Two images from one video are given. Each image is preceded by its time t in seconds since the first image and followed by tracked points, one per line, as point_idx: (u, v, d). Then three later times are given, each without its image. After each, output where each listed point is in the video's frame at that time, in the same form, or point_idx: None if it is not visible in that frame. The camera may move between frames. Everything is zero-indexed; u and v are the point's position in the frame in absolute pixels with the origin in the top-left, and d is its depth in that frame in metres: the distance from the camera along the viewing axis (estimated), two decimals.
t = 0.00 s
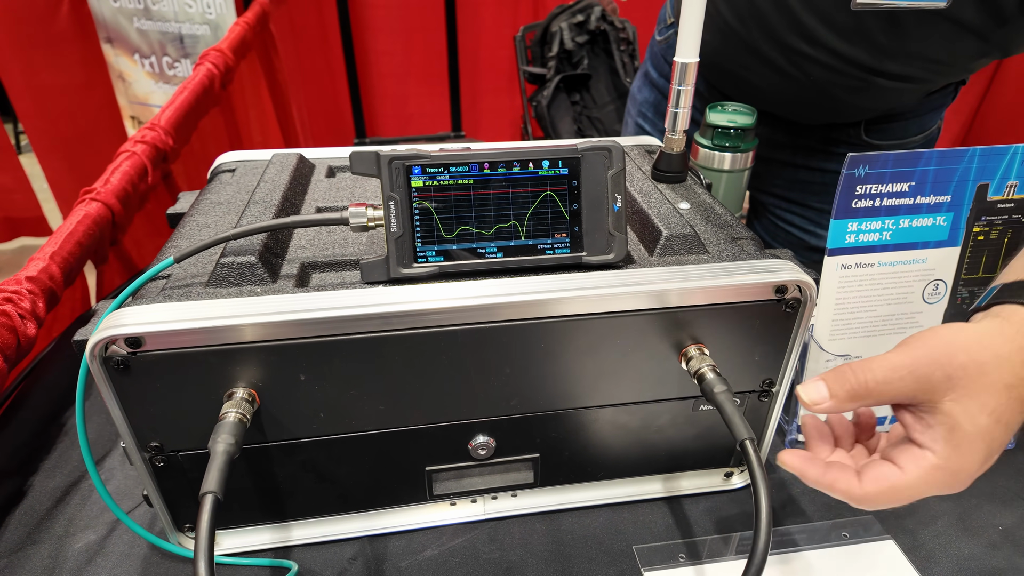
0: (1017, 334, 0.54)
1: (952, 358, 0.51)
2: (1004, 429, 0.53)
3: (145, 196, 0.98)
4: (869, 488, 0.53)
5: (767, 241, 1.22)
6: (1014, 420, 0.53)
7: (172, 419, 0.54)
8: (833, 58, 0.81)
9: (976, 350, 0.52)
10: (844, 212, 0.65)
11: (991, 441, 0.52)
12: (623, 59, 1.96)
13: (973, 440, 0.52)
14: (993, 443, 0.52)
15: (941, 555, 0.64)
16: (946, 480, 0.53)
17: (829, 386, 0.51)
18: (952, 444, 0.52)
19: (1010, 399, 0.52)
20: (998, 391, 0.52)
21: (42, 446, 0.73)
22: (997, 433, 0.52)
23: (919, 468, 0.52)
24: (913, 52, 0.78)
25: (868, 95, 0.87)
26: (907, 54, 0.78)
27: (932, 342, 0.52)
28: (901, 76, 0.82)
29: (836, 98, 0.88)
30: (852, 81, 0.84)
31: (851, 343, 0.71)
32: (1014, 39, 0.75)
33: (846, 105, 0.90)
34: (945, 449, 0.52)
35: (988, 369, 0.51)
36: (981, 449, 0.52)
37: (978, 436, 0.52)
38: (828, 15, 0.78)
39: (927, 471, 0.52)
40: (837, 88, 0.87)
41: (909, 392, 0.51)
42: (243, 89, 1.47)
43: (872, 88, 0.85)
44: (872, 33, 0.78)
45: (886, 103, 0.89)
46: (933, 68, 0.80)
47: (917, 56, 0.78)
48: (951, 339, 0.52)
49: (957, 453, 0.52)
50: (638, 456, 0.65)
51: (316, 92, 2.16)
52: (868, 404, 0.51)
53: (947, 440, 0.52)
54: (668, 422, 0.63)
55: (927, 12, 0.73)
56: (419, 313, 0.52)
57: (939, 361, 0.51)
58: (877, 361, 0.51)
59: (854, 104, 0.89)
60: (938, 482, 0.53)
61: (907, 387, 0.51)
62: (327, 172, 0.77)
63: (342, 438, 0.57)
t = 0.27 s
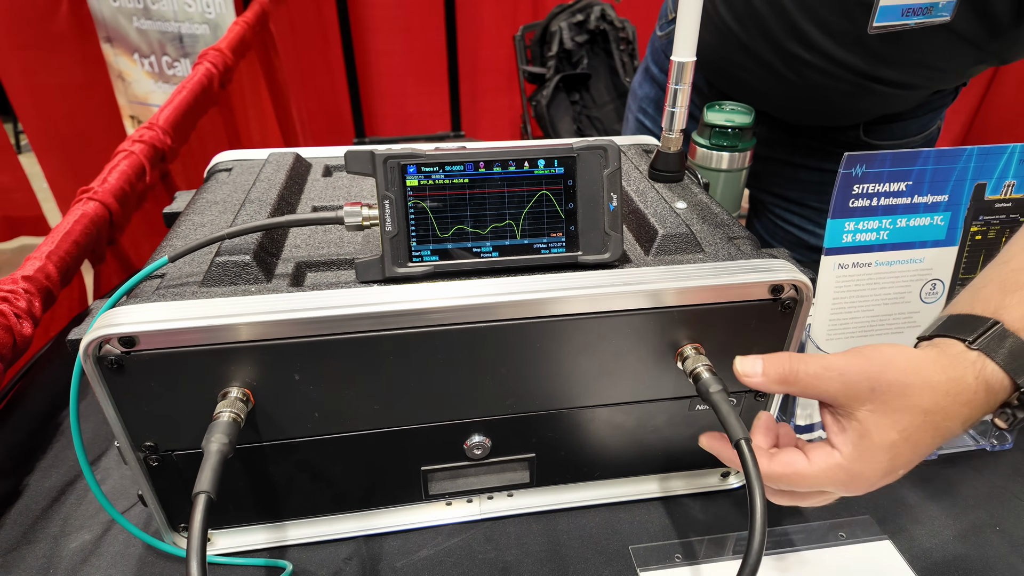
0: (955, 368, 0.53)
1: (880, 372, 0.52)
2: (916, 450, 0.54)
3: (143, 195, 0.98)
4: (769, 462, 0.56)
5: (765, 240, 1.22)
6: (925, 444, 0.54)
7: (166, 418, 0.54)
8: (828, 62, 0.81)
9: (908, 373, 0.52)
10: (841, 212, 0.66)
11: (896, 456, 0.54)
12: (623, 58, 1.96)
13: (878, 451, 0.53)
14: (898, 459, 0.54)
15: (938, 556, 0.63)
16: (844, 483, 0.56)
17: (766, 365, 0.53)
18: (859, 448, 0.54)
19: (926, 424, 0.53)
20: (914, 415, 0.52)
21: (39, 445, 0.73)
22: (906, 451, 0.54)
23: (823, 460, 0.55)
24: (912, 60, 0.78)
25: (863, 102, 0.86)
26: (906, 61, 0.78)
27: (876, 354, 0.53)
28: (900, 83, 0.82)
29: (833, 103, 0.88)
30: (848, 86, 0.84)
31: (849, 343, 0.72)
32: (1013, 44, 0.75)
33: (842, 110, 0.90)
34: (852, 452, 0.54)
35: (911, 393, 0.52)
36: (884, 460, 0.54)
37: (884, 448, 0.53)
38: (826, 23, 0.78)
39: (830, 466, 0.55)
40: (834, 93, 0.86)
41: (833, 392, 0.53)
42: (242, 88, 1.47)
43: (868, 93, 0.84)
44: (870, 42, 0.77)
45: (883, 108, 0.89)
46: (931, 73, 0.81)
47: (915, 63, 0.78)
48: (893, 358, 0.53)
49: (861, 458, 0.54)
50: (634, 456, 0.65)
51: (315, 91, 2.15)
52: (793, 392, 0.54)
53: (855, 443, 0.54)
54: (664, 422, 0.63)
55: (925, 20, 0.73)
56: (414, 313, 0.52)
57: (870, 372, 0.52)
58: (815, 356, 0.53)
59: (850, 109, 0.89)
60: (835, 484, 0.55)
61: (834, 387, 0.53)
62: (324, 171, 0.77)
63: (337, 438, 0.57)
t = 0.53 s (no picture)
0: (908, 373, 0.55)
1: (829, 365, 0.53)
2: (853, 443, 0.55)
3: (139, 193, 0.97)
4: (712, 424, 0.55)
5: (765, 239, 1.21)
6: (860, 439, 0.55)
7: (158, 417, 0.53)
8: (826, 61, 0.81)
9: (856, 369, 0.54)
10: (839, 209, 0.65)
11: (832, 446, 0.55)
12: (622, 58, 1.95)
13: (816, 438, 0.54)
14: (835, 448, 0.55)
15: (937, 556, 0.63)
16: (779, 463, 0.56)
17: (721, 348, 0.55)
18: (799, 432, 0.54)
19: (865, 420, 0.54)
20: (855, 409, 0.54)
21: (32, 444, 0.73)
22: (843, 442, 0.55)
23: (765, 437, 0.55)
24: (910, 60, 0.78)
25: (860, 101, 0.86)
26: (904, 61, 0.78)
27: (828, 348, 0.55)
28: (899, 83, 0.82)
29: (831, 102, 0.88)
30: (846, 86, 0.83)
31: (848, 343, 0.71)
32: (1012, 43, 0.74)
33: (840, 110, 0.89)
34: (792, 435, 0.55)
35: (855, 387, 0.53)
36: (821, 448, 0.55)
37: (822, 437, 0.54)
38: (821, 24, 0.78)
39: (768, 444, 0.55)
40: (832, 93, 0.86)
41: (781, 377, 0.54)
42: (240, 87, 1.46)
43: (864, 93, 0.84)
44: (866, 43, 0.77)
45: (883, 108, 0.88)
46: (931, 72, 0.80)
47: (913, 63, 0.78)
48: (845, 354, 0.54)
49: (800, 442, 0.54)
50: (630, 456, 0.64)
51: (314, 90, 2.15)
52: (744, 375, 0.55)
53: (796, 426, 0.55)
54: (660, 421, 0.62)
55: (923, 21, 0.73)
56: (408, 311, 0.51)
57: (818, 363, 0.53)
58: (767, 343, 0.55)
59: (849, 109, 0.88)
60: (770, 461, 0.56)
61: (783, 373, 0.54)
62: (319, 169, 0.77)
63: (330, 437, 0.57)
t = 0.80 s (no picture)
0: (895, 362, 0.56)
1: (815, 354, 0.54)
2: (845, 434, 0.54)
3: (136, 192, 0.97)
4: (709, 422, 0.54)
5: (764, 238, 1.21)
6: (853, 429, 0.54)
7: (152, 417, 0.53)
8: (826, 59, 0.81)
9: (841, 357, 0.54)
10: (838, 208, 0.65)
11: (826, 436, 0.54)
12: (622, 57, 1.95)
13: (811, 428, 0.53)
14: (828, 439, 0.54)
15: (936, 557, 0.62)
16: (773, 456, 0.54)
17: (713, 348, 0.55)
18: (792, 420, 0.53)
19: (857, 407, 0.54)
20: (846, 396, 0.53)
21: (27, 444, 0.72)
22: (837, 433, 0.54)
23: (758, 429, 0.54)
24: (909, 57, 0.77)
25: (860, 100, 0.85)
26: (903, 59, 0.78)
27: (812, 340, 0.55)
28: (898, 82, 0.81)
29: (830, 101, 0.87)
30: (845, 85, 0.83)
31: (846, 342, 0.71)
32: (1011, 39, 0.74)
33: (840, 108, 0.88)
34: (787, 424, 0.53)
35: (843, 374, 0.54)
36: (814, 439, 0.54)
37: (817, 426, 0.53)
38: (819, 22, 0.77)
39: (764, 435, 0.53)
40: (832, 92, 0.85)
41: (771, 369, 0.54)
42: (239, 86, 1.46)
43: (865, 91, 0.83)
44: (864, 39, 0.76)
45: (883, 107, 0.88)
46: (931, 70, 0.79)
47: (913, 60, 0.78)
48: (830, 345, 0.55)
49: (794, 430, 0.53)
50: (628, 456, 0.64)
51: (313, 89, 2.15)
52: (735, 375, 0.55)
53: (790, 416, 0.53)
54: (658, 421, 0.62)
55: (920, 18, 0.73)
56: (404, 310, 0.51)
57: (806, 352, 0.54)
58: (754, 340, 0.55)
59: (848, 108, 0.88)
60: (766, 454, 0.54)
61: (772, 365, 0.54)
62: (316, 168, 0.76)
63: (325, 437, 0.56)
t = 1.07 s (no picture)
0: (892, 354, 0.55)
1: (811, 348, 0.53)
2: (845, 429, 0.53)
3: (135, 194, 0.97)
4: (709, 426, 0.54)
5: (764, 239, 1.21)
6: (854, 424, 0.53)
7: (149, 421, 0.53)
8: (827, 59, 0.80)
9: (838, 351, 0.53)
10: (838, 210, 0.65)
11: (826, 432, 0.52)
12: (622, 56, 1.95)
13: (810, 423, 0.52)
14: (828, 434, 0.52)
15: (936, 560, 0.62)
16: (773, 455, 0.53)
17: (709, 351, 0.54)
18: (790, 417, 0.52)
19: (856, 401, 0.52)
20: (845, 389, 0.52)
21: (25, 446, 0.72)
22: (837, 428, 0.53)
23: (755, 429, 0.53)
24: (911, 57, 0.77)
25: (862, 100, 0.85)
26: (905, 58, 0.77)
27: (808, 335, 0.54)
28: (900, 81, 0.81)
29: (832, 101, 0.87)
30: (846, 84, 0.83)
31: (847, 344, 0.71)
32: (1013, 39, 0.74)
33: (841, 109, 0.88)
34: (785, 421, 0.52)
35: (840, 367, 0.52)
36: (814, 435, 0.52)
37: (816, 422, 0.52)
38: (822, 21, 0.77)
39: (761, 433, 0.53)
40: (833, 92, 0.85)
41: (766, 366, 0.53)
42: (238, 86, 1.46)
43: (866, 91, 0.83)
44: (867, 38, 0.76)
45: (885, 108, 0.87)
46: (932, 70, 0.79)
47: (915, 60, 0.77)
48: (826, 339, 0.54)
49: (792, 427, 0.52)
50: (627, 459, 0.64)
51: (313, 89, 2.14)
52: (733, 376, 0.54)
53: (787, 413, 0.52)
54: (657, 424, 0.62)
55: (922, 17, 0.72)
56: (402, 313, 0.51)
57: (801, 346, 0.53)
58: (749, 340, 0.54)
59: (850, 108, 0.88)
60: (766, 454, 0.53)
61: (767, 363, 0.53)
62: (314, 169, 0.76)
63: (323, 440, 0.56)
